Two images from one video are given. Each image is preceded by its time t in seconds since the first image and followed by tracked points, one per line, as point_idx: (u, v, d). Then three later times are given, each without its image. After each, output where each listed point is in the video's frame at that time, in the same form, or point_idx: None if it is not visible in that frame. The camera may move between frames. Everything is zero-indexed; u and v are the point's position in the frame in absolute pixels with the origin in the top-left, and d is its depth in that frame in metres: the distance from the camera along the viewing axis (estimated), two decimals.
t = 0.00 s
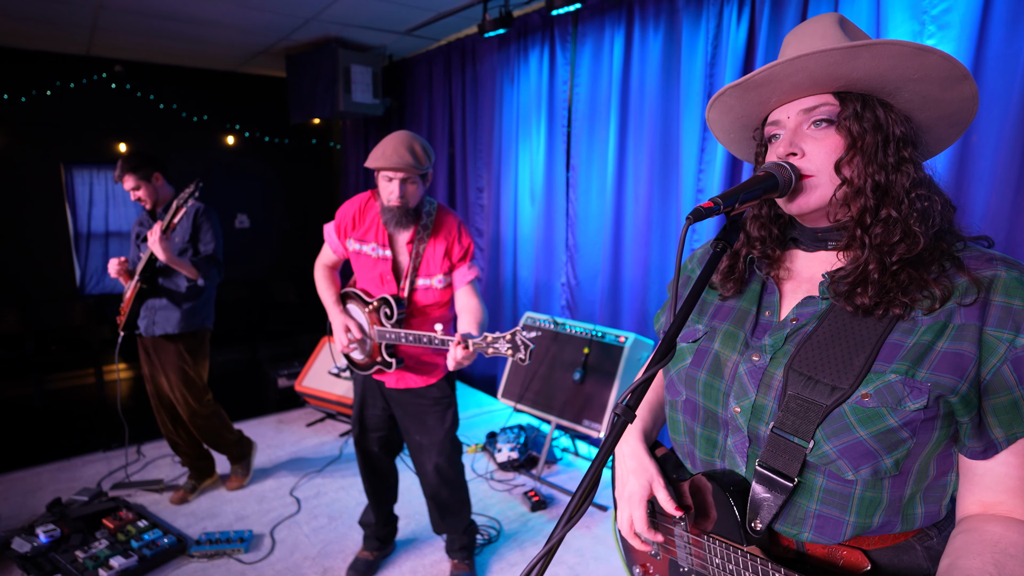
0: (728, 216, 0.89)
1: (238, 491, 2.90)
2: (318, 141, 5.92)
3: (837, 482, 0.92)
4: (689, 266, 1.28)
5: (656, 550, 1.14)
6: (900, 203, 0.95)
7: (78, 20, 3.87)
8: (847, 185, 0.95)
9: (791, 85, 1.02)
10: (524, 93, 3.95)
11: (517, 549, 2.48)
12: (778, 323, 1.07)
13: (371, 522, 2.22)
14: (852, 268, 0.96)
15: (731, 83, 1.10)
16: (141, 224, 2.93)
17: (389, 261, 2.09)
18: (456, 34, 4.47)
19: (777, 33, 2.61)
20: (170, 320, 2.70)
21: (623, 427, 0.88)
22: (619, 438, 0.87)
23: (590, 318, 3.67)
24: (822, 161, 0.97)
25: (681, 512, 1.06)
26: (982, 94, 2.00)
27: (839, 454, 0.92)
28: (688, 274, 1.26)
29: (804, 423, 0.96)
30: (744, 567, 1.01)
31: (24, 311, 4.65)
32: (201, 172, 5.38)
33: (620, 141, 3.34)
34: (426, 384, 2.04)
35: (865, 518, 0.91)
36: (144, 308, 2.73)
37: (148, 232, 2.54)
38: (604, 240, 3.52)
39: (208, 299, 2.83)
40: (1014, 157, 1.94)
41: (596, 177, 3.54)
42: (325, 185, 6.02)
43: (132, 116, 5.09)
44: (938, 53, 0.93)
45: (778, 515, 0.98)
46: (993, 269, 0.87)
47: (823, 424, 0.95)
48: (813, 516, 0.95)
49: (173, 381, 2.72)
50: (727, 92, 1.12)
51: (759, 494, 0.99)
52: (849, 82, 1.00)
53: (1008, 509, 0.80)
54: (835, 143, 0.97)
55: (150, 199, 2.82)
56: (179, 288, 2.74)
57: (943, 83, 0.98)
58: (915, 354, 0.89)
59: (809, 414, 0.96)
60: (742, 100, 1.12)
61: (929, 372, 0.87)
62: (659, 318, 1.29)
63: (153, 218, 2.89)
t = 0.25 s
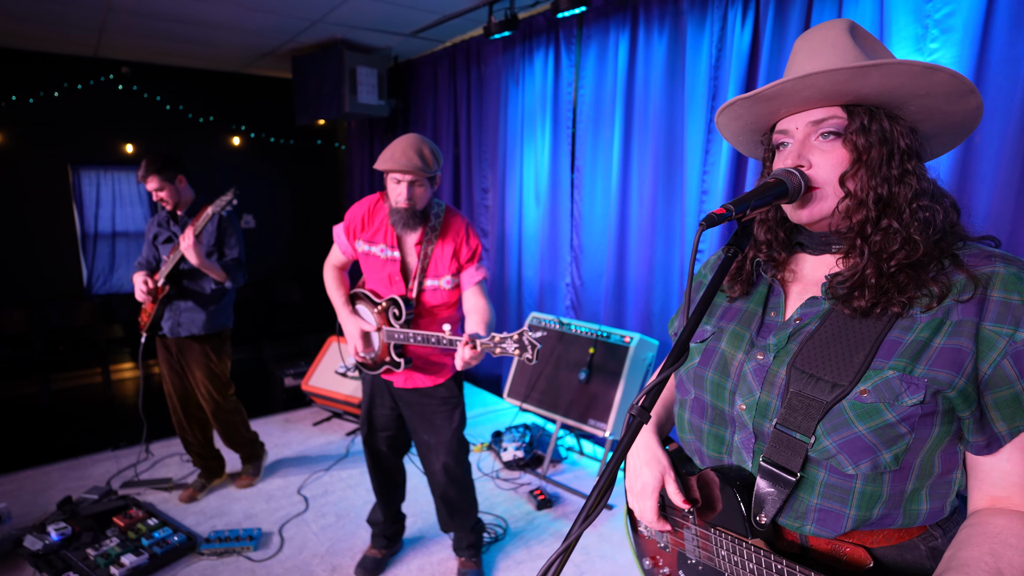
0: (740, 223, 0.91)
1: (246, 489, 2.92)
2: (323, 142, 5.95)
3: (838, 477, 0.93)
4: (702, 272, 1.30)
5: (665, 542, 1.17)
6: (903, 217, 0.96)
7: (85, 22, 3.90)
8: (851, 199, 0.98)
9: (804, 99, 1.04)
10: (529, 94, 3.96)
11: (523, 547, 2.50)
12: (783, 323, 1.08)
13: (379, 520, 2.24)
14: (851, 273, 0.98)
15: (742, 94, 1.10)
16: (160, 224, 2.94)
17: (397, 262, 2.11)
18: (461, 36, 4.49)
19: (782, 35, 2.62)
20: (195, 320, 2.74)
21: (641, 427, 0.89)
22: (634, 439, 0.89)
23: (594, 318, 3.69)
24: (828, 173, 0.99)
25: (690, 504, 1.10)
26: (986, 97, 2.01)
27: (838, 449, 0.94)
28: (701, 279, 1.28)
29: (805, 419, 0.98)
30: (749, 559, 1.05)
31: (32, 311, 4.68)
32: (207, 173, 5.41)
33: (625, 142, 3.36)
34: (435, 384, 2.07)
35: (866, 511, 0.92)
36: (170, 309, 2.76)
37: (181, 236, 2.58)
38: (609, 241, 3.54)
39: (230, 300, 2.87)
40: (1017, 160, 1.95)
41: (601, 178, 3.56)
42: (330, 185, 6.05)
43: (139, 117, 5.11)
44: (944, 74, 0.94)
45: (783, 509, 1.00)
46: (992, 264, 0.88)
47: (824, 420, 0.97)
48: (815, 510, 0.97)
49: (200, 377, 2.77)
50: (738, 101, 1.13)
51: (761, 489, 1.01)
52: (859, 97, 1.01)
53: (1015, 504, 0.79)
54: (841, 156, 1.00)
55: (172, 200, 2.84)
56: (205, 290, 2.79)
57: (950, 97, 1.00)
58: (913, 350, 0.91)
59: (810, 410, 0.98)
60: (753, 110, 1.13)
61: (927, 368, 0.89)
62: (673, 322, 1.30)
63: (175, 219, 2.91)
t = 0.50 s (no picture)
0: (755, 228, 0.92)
1: (255, 488, 2.94)
2: (328, 142, 5.98)
3: (848, 468, 0.95)
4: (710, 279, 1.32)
5: (678, 544, 1.18)
6: (906, 229, 0.97)
7: (94, 23, 3.92)
8: (858, 209, 0.99)
9: (828, 105, 1.03)
10: (534, 95, 3.98)
11: (530, 545, 2.52)
12: (787, 322, 1.10)
13: (388, 518, 2.26)
14: (846, 279, 1.00)
15: (768, 91, 1.06)
16: (182, 221, 2.96)
17: (407, 262, 2.14)
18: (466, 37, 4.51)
19: (787, 37, 2.62)
20: (225, 318, 2.79)
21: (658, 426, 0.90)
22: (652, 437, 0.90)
23: (599, 317, 3.71)
24: (838, 181, 1.00)
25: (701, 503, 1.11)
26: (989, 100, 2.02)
27: (846, 441, 0.96)
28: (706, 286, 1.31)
29: (811, 412, 0.99)
30: (762, 552, 1.05)
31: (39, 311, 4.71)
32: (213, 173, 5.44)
33: (630, 143, 3.37)
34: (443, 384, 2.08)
35: (876, 501, 0.94)
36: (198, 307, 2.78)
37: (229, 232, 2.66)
38: (614, 241, 3.55)
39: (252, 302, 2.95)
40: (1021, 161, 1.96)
41: (606, 179, 3.57)
42: (335, 186, 6.07)
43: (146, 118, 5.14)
44: (968, 95, 0.95)
45: (795, 502, 1.02)
46: (988, 259, 0.92)
47: (831, 413, 0.98)
48: (828, 503, 0.98)
49: (224, 371, 2.83)
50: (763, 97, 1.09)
51: (773, 483, 1.03)
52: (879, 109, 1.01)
53: None
54: (853, 165, 1.00)
55: (197, 199, 2.85)
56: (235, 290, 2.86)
57: (964, 119, 1.01)
58: (915, 341, 0.94)
59: (817, 403, 0.99)
60: (777, 106, 1.09)
61: (928, 358, 0.91)
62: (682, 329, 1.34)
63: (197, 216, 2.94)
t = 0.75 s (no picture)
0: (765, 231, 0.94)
1: (263, 486, 2.97)
2: (333, 142, 6.01)
3: (863, 464, 0.97)
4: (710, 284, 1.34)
5: (691, 546, 1.19)
6: (908, 236, 0.99)
7: (103, 25, 3.95)
8: (864, 215, 1.01)
9: (845, 109, 1.04)
10: (539, 97, 4.00)
11: (537, 543, 2.54)
12: (794, 324, 1.11)
13: (396, 516, 2.29)
14: (848, 284, 1.02)
15: (788, 90, 1.07)
16: (202, 222, 2.99)
17: (417, 261, 2.15)
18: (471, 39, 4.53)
19: (791, 39, 2.64)
20: (252, 318, 2.86)
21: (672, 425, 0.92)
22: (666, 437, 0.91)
23: (603, 317, 3.73)
24: (846, 185, 1.01)
25: (714, 503, 1.12)
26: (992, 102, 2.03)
27: (861, 437, 0.97)
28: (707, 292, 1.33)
29: (825, 411, 1.01)
30: (780, 550, 1.05)
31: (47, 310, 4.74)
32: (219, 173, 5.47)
33: (635, 144, 3.39)
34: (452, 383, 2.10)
35: (892, 496, 0.96)
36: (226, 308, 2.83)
37: (259, 238, 2.69)
38: (618, 241, 3.57)
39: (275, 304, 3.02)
40: None
41: (610, 180, 3.59)
42: (340, 186, 6.10)
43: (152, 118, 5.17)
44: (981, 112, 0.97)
45: (811, 499, 1.03)
46: (986, 258, 0.94)
47: (844, 411, 1.00)
48: (844, 499, 1.00)
49: (247, 365, 2.87)
50: (782, 94, 1.09)
51: (788, 481, 1.04)
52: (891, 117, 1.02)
53: None
54: (863, 170, 1.01)
55: (220, 200, 2.87)
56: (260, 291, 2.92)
57: (971, 135, 1.03)
58: (922, 338, 0.96)
59: (830, 402, 1.01)
60: (796, 104, 1.09)
61: (935, 354, 0.94)
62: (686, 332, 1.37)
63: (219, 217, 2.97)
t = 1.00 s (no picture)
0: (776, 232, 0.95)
1: (271, 484, 3.00)
2: (337, 143, 6.03)
3: (881, 461, 0.98)
4: (711, 283, 1.36)
5: (702, 547, 1.22)
6: (915, 241, 1.00)
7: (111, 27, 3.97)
8: (875, 219, 1.02)
9: (861, 113, 1.05)
10: (544, 97, 4.02)
11: (543, 540, 2.56)
12: (803, 324, 1.13)
13: (404, 514, 2.31)
14: (856, 287, 1.04)
15: (806, 91, 1.08)
16: (222, 224, 3.03)
17: (427, 258, 2.18)
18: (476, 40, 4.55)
19: (796, 39, 2.65)
20: (273, 319, 2.90)
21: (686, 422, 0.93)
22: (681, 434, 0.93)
23: (608, 316, 3.74)
24: (854, 188, 1.03)
25: (727, 504, 1.15)
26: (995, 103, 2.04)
27: (879, 435, 0.99)
28: (710, 292, 1.34)
29: (841, 410, 1.03)
30: (801, 548, 1.05)
31: (54, 310, 4.77)
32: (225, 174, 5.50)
33: (639, 144, 3.40)
34: (460, 381, 2.13)
35: (909, 492, 0.98)
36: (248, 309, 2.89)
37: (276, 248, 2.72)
38: (623, 240, 3.59)
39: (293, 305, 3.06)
40: None
41: (615, 180, 3.61)
42: (345, 186, 6.12)
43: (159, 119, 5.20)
44: (992, 123, 1.01)
45: (828, 498, 1.04)
46: (990, 259, 0.97)
47: (860, 410, 1.01)
48: (862, 497, 1.01)
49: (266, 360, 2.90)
50: (799, 95, 1.10)
51: (806, 479, 1.05)
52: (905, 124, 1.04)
53: None
54: (873, 174, 1.03)
55: (240, 202, 2.90)
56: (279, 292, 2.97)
57: (978, 145, 1.06)
58: (933, 337, 0.98)
59: (846, 401, 1.03)
60: (811, 105, 1.10)
61: (947, 352, 0.96)
62: (688, 332, 1.38)
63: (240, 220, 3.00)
